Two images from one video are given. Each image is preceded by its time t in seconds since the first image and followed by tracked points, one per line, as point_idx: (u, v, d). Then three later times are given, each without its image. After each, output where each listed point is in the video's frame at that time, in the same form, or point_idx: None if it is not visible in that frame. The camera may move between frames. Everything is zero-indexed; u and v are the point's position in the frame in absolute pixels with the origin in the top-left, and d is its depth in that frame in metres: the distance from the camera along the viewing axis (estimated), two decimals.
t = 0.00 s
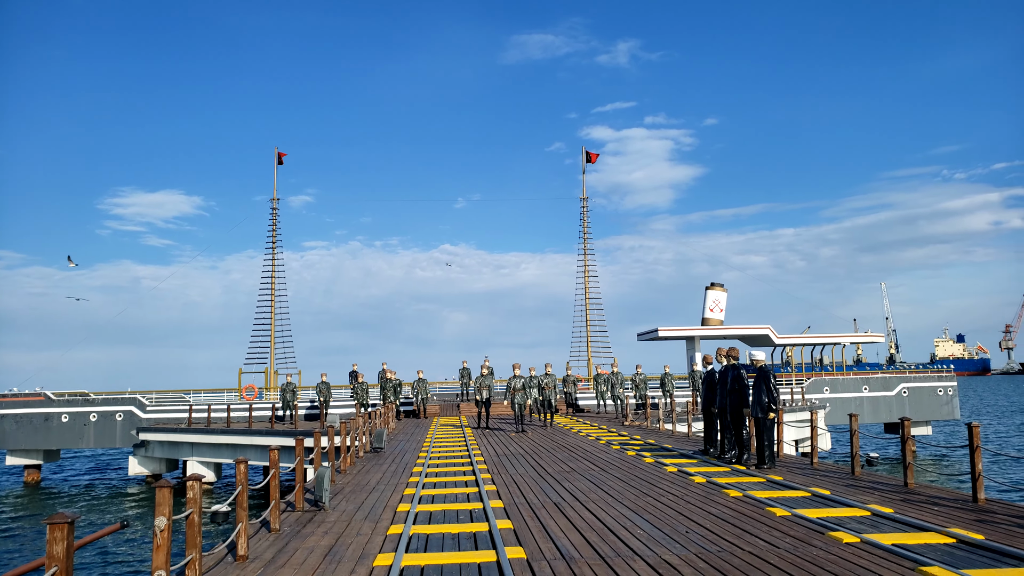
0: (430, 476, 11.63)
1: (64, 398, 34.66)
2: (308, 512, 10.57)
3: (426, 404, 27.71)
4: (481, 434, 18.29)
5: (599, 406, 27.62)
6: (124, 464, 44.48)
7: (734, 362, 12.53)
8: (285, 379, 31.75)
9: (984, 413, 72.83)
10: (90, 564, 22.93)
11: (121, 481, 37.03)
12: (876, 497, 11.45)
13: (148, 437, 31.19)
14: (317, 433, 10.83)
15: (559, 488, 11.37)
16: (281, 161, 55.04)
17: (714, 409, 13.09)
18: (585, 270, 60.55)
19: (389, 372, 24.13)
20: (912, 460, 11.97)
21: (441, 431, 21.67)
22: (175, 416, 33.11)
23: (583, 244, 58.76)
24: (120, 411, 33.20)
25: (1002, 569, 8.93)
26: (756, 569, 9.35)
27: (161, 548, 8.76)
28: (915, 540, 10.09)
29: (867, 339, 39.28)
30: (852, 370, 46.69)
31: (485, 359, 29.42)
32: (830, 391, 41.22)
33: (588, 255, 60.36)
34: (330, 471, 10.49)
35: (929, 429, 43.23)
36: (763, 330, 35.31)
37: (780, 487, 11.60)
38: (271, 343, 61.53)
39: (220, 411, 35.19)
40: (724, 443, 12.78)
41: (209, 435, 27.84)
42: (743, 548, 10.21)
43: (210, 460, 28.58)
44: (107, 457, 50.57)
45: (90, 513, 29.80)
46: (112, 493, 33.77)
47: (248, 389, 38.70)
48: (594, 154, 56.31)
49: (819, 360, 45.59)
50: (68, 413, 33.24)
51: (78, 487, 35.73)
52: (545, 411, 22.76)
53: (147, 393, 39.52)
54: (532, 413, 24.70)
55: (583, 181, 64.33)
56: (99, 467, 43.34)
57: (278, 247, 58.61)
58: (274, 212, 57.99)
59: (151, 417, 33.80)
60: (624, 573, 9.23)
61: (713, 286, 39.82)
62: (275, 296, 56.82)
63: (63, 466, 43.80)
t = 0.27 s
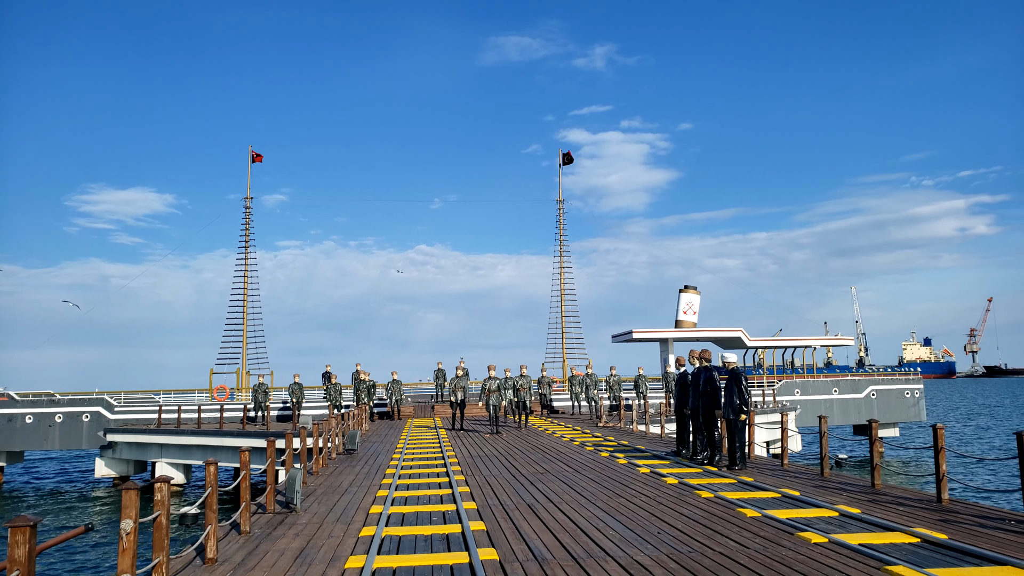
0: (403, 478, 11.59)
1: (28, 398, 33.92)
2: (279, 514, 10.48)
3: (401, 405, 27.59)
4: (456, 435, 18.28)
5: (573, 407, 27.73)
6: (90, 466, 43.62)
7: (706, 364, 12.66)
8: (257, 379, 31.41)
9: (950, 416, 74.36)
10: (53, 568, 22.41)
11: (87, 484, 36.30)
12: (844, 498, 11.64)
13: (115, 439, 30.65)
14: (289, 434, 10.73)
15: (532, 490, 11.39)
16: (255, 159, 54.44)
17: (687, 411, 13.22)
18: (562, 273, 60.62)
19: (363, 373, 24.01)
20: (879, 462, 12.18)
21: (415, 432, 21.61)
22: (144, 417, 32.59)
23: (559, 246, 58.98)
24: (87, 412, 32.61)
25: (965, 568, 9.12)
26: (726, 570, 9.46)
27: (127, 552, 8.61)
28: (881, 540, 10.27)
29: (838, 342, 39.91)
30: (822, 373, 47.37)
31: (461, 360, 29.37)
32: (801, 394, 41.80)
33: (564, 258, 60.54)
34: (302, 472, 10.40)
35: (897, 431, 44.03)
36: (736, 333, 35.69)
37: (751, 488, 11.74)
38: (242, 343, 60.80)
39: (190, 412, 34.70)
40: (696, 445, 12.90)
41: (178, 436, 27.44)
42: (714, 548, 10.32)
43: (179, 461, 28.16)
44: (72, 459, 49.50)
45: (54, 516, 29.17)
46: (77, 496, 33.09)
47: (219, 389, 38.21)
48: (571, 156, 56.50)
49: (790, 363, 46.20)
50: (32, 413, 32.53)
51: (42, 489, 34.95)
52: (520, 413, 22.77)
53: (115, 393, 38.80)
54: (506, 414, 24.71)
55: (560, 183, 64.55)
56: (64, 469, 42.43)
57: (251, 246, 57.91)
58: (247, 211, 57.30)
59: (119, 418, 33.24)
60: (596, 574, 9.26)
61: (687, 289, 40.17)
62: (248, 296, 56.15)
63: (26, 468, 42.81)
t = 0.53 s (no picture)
0: (379, 479, 11.58)
1: None
2: (253, 516, 10.43)
3: (378, 407, 27.55)
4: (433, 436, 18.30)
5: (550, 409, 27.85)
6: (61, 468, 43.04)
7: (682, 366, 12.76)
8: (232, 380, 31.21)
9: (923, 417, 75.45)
10: (22, 572, 22.07)
11: (58, 485, 35.83)
12: (817, 499, 11.80)
13: (87, 440, 30.30)
14: (264, 435, 10.67)
15: (508, 491, 11.44)
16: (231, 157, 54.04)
17: (663, 413, 13.34)
18: (540, 274, 60.79)
19: (339, 375, 23.97)
20: (852, 463, 12.34)
21: (392, 433, 21.60)
22: (117, 418, 32.28)
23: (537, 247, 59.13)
24: (59, 412, 32.29)
25: (933, 568, 9.28)
26: (700, 571, 9.55)
27: (97, 554, 8.51)
28: (853, 540, 10.42)
29: (813, 345, 40.39)
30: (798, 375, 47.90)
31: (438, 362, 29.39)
32: (776, 396, 42.20)
33: (542, 259, 60.77)
34: (277, 474, 10.36)
35: (870, 433, 44.70)
36: (712, 335, 36.03)
37: (726, 489, 11.86)
38: (218, 343, 60.23)
39: (164, 413, 34.41)
40: (672, 446, 13.01)
41: (151, 437, 27.21)
42: (688, 549, 10.41)
43: (152, 462, 27.91)
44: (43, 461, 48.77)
45: (23, 518, 28.78)
46: (48, 497, 32.64)
47: (193, 390, 37.91)
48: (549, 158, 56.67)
49: (765, 366, 46.61)
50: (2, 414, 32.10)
51: (12, 491, 34.43)
52: (496, 414, 22.85)
53: (87, 394, 38.36)
54: (484, 416, 24.78)
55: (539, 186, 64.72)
56: (34, 471, 41.84)
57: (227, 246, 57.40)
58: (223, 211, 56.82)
59: (92, 419, 32.92)
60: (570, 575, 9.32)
61: (663, 291, 40.44)
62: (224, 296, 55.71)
63: None
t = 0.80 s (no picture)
0: (354, 480, 11.53)
1: None
2: (225, 517, 10.33)
3: (353, 407, 27.42)
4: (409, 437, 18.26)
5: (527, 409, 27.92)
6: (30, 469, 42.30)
7: (657, 366, 12.84)
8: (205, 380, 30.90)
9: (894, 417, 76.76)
10: None
11: (26, 487, 35.19)
12: (789, 499, 11.96)
13: (56, 441, 29.82)
14: (237, 436, 10.57)
15: (483, 492, 11.45)
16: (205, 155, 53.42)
17: (638, 414, 13.43)
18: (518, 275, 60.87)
19: (314, 375, 23.84)
20: (824, 463, 12.51)
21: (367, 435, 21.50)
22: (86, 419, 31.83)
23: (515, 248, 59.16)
24: (26, 413, 31.89)
25: (900, 566, 9.44)
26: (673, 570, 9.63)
27: (63, 557, 8.37)
28: (823, 539, 10.57)
29: (787, 346, 40.89)
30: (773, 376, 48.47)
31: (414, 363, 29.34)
32: (750, 397, 42.65)
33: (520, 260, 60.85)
34: (249, 475, 10.27)
35: (841, 434, 45.38)
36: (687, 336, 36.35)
37: (699, 490, 11.97)
38: (192, 343, 59.50)
39: (135, 413, 33.99)
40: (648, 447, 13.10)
41: (122, 439, 26.86)
42: (661, 549, 10.50)
43: (123, 463, 27.52)
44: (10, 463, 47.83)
45: None
46: (14, 499, 32.06)
47: (166, 390, 37.46)
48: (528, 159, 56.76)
49: (740, 367, 47.08)
50: None
51: None
52: (473, 415, 22.86)
53: (56, 394, 37.75)
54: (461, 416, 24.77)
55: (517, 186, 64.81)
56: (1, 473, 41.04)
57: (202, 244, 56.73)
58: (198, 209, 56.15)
59: (60, 419, 32.49)
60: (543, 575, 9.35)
61: (640, 293, 40.68)
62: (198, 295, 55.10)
63: None
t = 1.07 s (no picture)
0: (324, 481, 11.44)
1: None
2: (191, 519, 10.19)
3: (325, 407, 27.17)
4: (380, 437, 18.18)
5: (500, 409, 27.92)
6: None
7: (629, 366, 12.88)
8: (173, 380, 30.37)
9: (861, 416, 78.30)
10: None
11: None
12: (757, 498, 12.13)
13: (16, 442, 29.07)
14: (204, 436, 10.42)
15: (455, 492, 11.43)
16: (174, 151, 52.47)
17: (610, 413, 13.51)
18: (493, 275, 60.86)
19: (284, 376, 23.57)
20: (791, 462, 12.68)
21: (338, 435, 21.30)
22: (48, 419, 31.09)
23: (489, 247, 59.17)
24: None
25: (863, 563, 9.63)
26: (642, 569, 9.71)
27: (21, 561, 8.18)
28: (790, 537, 10.75)
29: (758, 346, 41.47)
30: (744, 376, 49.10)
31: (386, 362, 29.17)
32: (721, 397, 43.16)
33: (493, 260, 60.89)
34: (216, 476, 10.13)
35: (810, 433, 46.15)
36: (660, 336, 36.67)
37: (670, 489, 12.09)
38: (159, 342, 58.43)
39: (99, 414, 33.27)
40: (620, 447, 13.17)
41: (85, 440, 26.28)
42: (632, 548, 10.58)
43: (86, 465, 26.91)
44: None
45: None
46: None
47: (132, 390, 36.73)
48: (504, 159, 56.80)
49: (711, 367, 47.63)
50: None
51: None
52: (446, 415, 22.78)
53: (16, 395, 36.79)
54: (433, 416, 24.66)
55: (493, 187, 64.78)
56: None
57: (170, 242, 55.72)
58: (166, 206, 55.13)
59: (20, 420, 31.70)
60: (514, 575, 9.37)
61: (613, 293, 40.91)
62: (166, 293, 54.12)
63: None
